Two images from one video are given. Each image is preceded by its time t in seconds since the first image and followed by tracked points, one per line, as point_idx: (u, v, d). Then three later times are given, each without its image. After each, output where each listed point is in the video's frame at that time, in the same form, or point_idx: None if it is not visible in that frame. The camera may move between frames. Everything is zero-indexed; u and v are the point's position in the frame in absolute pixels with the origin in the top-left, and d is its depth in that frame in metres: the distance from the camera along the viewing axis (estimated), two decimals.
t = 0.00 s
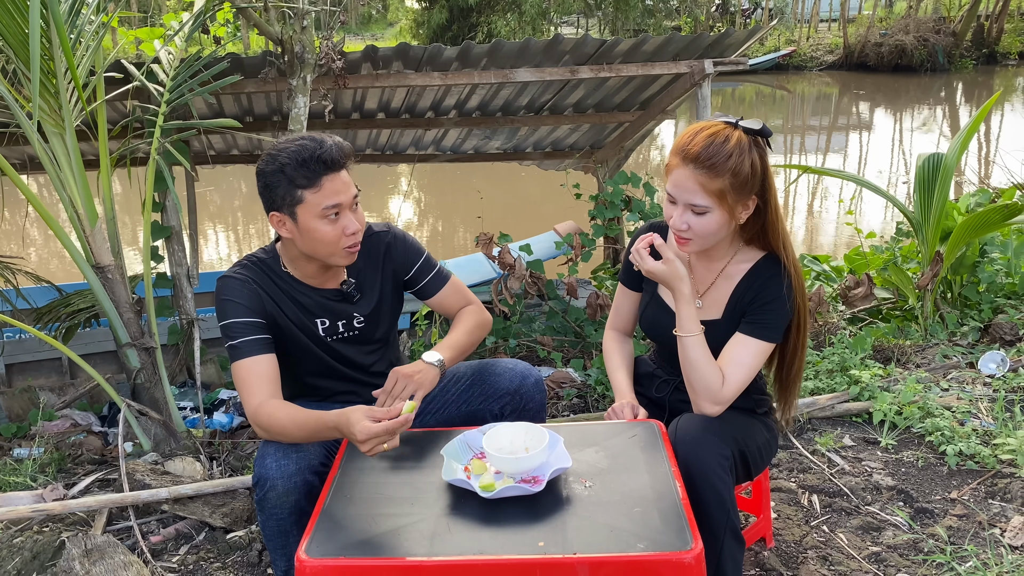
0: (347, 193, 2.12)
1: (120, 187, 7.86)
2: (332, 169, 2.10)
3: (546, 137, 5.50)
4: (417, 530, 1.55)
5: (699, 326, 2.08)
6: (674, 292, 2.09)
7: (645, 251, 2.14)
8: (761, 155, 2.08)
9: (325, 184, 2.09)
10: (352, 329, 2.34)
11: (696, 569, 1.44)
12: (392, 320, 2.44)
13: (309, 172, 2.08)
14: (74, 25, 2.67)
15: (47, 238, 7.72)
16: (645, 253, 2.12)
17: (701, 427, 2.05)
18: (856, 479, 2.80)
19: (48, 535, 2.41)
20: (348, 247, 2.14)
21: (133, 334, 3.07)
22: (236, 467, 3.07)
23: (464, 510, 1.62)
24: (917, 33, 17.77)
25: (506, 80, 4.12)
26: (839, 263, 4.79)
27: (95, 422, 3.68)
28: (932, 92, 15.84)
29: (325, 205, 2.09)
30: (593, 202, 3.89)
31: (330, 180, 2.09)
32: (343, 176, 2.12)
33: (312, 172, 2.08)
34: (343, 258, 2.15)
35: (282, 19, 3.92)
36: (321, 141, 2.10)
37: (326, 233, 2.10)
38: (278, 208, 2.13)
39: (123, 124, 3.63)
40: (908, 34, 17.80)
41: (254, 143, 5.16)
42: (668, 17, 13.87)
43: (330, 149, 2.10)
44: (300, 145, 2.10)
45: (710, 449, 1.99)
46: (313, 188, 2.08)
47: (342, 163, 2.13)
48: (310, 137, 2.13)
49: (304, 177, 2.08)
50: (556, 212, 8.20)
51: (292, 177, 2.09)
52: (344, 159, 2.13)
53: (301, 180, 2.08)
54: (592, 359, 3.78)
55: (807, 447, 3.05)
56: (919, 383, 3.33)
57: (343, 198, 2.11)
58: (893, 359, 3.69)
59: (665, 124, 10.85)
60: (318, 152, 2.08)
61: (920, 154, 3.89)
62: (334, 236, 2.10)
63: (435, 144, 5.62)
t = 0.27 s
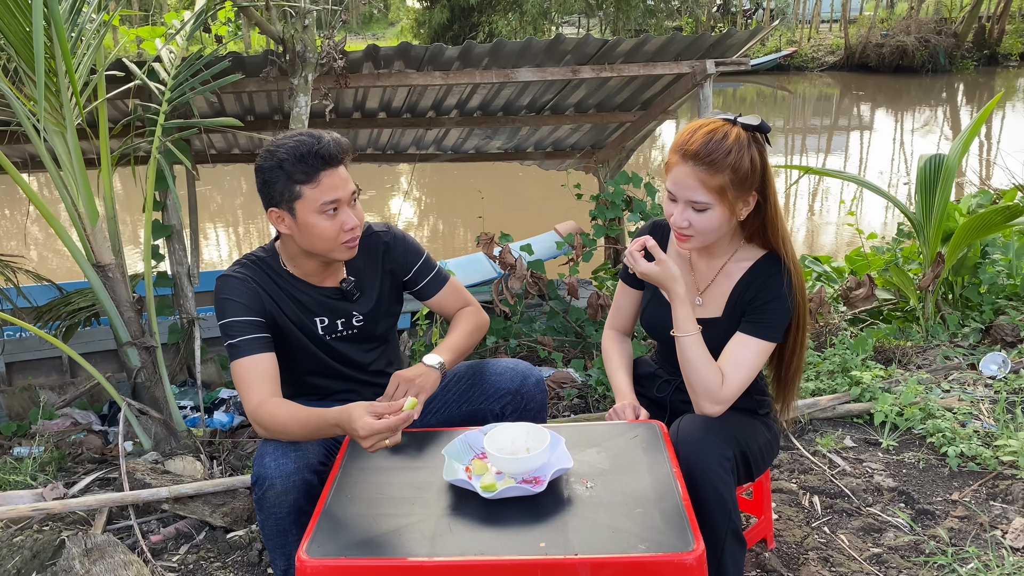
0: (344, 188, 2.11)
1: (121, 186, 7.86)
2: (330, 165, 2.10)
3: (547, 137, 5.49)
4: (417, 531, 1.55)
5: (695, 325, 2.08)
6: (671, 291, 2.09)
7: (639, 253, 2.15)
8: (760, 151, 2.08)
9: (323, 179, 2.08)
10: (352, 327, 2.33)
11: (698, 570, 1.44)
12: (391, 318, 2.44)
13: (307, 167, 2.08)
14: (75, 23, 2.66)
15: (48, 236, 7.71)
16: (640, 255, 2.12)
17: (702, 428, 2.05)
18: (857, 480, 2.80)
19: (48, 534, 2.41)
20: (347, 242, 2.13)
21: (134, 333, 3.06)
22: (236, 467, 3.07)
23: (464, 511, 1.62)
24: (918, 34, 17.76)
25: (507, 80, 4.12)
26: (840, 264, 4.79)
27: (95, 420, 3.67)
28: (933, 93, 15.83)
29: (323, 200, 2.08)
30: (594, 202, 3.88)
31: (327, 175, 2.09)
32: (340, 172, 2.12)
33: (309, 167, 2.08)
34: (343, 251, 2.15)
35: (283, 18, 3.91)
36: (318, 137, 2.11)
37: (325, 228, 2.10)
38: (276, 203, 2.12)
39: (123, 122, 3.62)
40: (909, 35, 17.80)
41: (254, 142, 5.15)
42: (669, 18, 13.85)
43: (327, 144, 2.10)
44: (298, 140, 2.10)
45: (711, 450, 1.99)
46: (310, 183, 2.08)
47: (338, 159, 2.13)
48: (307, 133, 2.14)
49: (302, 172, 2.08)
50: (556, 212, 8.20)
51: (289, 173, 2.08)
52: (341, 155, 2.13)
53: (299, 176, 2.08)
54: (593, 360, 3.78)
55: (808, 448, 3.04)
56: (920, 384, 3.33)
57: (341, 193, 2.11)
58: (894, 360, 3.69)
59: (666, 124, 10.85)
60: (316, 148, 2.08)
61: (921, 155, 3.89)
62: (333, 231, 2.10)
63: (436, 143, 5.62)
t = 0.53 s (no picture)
0: (345, 188, 2.11)
1: (122, 185, 7.87)
2: (329, 165, 2.10)
3: (549, 137, 5.49)
4: (418, 532, 1.54)
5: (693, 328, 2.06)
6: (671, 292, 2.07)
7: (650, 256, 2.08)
8: (761, 150, 2.08)
9: (324, 179, 2.08)
10: (354, 327, 2.33)
11: (699, 572, 1.43)
12: (393, 318, 2.44)
13: (308, 167, 2.08)
14: (77, 22, 2.66)
15: (50, 235, 7.72)
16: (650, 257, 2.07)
17: (703, 429, 2.05)
18: (858, 482, 2.79)
19: (48, 533, 2.40)
20: (348, 241, 2.13)
21: (135, 332, 3.06)
22: (236, 466, 3.06)
23: (465, 513, 1.62)
24: (921, 34, 17.74)
25: (509, 80, 4.12)
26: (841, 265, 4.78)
27: (96, 420, 3.67)
28: (935, 94, 15.82)
29: (325, 200, 2.08)
30: (596, 202, 3.88)
31: (328, 175, 2.09)
32: (340, 172, 2.11)
33: (310, 166, 2.08)
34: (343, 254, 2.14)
35: (285, 18, 3.91)
36: (318, 137, 2.10)
37: (327, 228, 2.09)
38: (277, 203, 2.12)
39: (125, 121, 3.62)
40: (911, 36, 17.78)
41: (256, 141, 5.15)
42: (671, 18, 13.83)
43: (327, 143, 2.09)
44: (298, 141, 2.10)
45: (712, 451, 1.98)
46: (312, 183, 2.08)
47: (336, 159, 2.12)
48: (307, 133, 2.14)
49: (302, 172, 2.08)
50: (558, 212, 8.19)
51: (290, 173, 2.08)
52: (339, 154, 2.12)
53: (299, 176, 2.08)
54: (594, 360, 3.77)
55: (809, 450, 3.04)
56: (921, 386, 3.32)
57: (342, 193, 2.11)
58: (895, 361, 3.69)
59: (668, 124, 10.85)
60: (316, 147, 2.08)
61: (923, 156, 3.88)
62: (335, 230, 2.09)
63: (438, 143, 5.61)
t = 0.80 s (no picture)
0: (352, 188, 2.10)
1: (125, 184, 7.88)
2: (337, 164, 2.09)
3: (551, 137, 5.49)
4: (420, 532, 1.54)
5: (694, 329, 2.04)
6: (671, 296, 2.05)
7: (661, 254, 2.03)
8: (758, 150, 2.08)
9: (331, 177, 2.08)
10: (359, 327, 2.34)
11: (701, 572, 1.43)
12: (398, 318, 2.45)
13: (315, 166, 2.07)
14: (79, 22, 2.66)
15: (52, 234, 7.73)
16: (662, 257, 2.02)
17: (705, 430, 2.05)
18: (860, 483, 2.79)
19: (50, 532, 2.41)
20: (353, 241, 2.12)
21: (137, 332, 3.06)
22: (238, 466, 3.07)
23: (467, 513, 1.61)
24: (923, 35, 17.73)
25: (511, 80, 4.12)
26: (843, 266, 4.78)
27: (98, 419, 3.67)
28: (937, 95, 15.81)
29: (330, 199, 2.08)
30: (598, 203, 3.87)
31: (335, 174, 2.08)
32: (348, 171, 2.11)
33: (317, 165, 2.07)
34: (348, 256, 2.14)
35: (288, 17, 3.91)
36: (327, 136, 2.10)
37: (331, 228, 2.09)
38: (286, 200, 2.12)
39: (128, 121, 3.63)
40: (913, 36, 17.78)
41: (258, 141, 5.16)
42: (673, 18, 13.80)
43: (336, 143, 2.09)
44: (307, 139, 2.10)
45: (714, 452, 1.98)
46: (318, 181, 2.08)
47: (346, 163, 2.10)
48: (318, 132, 2.14)
49: (309, 170, 2.08)
50: (560, 213, 8.19)
51: (298, 172, 2.08)
52: (348, 154, 2.12)
53: (307, 174, 2.08)
54: (596, 360, 3.77)
55: (811, 450, 3.04)
56: (924, 387, 3.32)
57: (348, 193, 2.10)
58: (898, 362, 3.68)
59: (670, 125, 10.84)
60: (324, 146, 2.08)
61: (926, 157, 3.87)
62: (339, 230, 2.09)
63: (440, 143, 5.61)
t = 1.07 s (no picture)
0: (348, 199, 2.07)
1: (127, 184, 7.89)
2: (336, 172, 2.06)
3: (552, 137, 5.49)
4: (422, 532, 1.55)
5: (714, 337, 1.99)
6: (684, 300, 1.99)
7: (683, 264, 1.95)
8: (755, 144, 2.08)
9: (327, 185, 2.05)
10: (364, 331, 2.33)
11: (703, 573, 1.43)
12: (404, 324, 2.44)
13: (311, 172, 2.06)
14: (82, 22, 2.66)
15: (54, 234, 7.74)
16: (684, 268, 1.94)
17: (707, 430, 2.05)
18: (861, 484, 2.79)
19: (52, 531, 2.41)
20: (344, 252, 2.10)
21: (139, 332, 3.07)
22: (240, 466, 3.07)
23: (469, 512, 1.62)
24: (924, 36, 17.72)
25: (513, 81, 4.12)
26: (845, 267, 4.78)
27: (100, 419, 3.68)
28: (939, 95, 15.81)
29: (323, 207, 2.06)
30: (599, 203, 3.88)
31: (332, 182, 2.06)
32: (347, 182, 2.07)
33: (313, 171, 2.06)
34: (343, 267, 2.13)
35: (290, 18, 3.91)
36: (331, 143, 2.08)
37: (325, 236, 2.08)
38: (289, 201, 2.14)
39: (129, 121, 3.63)
40: (915, 37, 17.77)
41: (261, 141, 5.17)
42: (675, 18, 13.77)
43: (336, 151, 2.06)
44: (312, 143, 2.09)
45: (716, 452, 1.98)
46: (315, 188, 2.07)
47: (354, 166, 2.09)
48: (325, 137, 2.12)
49: (307, 175, 2.07)
50: (561, 213, 8.20)
51: (297, 176, 2.08)
52: (354, 163, 2.09)
53: (305, 179, 2.07)
54: (597, 361, 3.77)
55: (812, 451, 3.04)
56: (925, 388, 3.32)
57: (344, 204, 2.07)
58: (899, 363, 3.68)
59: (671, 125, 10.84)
60: (319, 153, 2.06)
61: (927, 158, 3.88)
62: (330, 239, 2.08)
63: (441, 143, 5.62)
